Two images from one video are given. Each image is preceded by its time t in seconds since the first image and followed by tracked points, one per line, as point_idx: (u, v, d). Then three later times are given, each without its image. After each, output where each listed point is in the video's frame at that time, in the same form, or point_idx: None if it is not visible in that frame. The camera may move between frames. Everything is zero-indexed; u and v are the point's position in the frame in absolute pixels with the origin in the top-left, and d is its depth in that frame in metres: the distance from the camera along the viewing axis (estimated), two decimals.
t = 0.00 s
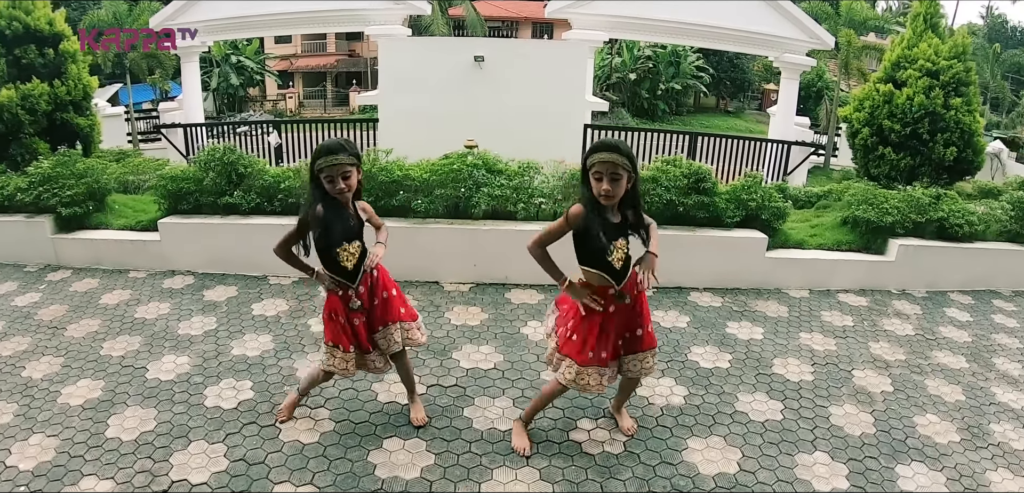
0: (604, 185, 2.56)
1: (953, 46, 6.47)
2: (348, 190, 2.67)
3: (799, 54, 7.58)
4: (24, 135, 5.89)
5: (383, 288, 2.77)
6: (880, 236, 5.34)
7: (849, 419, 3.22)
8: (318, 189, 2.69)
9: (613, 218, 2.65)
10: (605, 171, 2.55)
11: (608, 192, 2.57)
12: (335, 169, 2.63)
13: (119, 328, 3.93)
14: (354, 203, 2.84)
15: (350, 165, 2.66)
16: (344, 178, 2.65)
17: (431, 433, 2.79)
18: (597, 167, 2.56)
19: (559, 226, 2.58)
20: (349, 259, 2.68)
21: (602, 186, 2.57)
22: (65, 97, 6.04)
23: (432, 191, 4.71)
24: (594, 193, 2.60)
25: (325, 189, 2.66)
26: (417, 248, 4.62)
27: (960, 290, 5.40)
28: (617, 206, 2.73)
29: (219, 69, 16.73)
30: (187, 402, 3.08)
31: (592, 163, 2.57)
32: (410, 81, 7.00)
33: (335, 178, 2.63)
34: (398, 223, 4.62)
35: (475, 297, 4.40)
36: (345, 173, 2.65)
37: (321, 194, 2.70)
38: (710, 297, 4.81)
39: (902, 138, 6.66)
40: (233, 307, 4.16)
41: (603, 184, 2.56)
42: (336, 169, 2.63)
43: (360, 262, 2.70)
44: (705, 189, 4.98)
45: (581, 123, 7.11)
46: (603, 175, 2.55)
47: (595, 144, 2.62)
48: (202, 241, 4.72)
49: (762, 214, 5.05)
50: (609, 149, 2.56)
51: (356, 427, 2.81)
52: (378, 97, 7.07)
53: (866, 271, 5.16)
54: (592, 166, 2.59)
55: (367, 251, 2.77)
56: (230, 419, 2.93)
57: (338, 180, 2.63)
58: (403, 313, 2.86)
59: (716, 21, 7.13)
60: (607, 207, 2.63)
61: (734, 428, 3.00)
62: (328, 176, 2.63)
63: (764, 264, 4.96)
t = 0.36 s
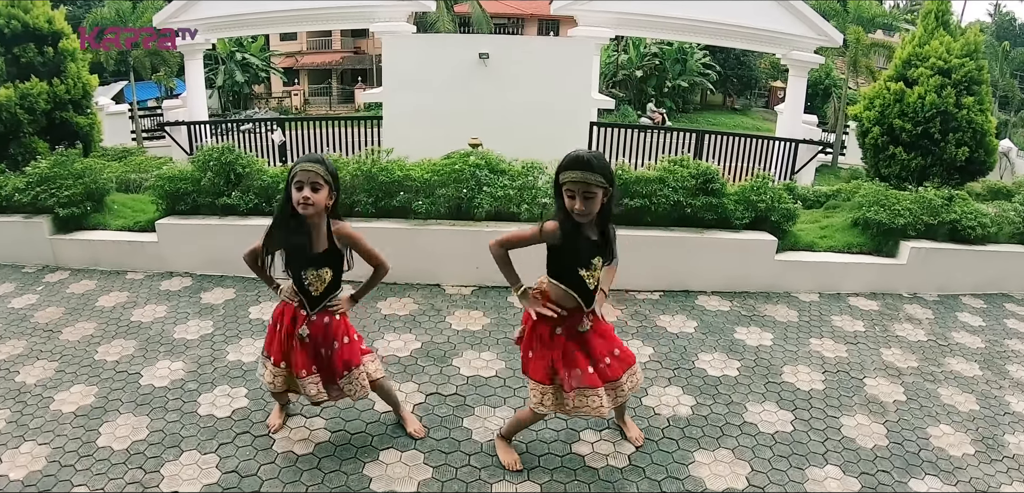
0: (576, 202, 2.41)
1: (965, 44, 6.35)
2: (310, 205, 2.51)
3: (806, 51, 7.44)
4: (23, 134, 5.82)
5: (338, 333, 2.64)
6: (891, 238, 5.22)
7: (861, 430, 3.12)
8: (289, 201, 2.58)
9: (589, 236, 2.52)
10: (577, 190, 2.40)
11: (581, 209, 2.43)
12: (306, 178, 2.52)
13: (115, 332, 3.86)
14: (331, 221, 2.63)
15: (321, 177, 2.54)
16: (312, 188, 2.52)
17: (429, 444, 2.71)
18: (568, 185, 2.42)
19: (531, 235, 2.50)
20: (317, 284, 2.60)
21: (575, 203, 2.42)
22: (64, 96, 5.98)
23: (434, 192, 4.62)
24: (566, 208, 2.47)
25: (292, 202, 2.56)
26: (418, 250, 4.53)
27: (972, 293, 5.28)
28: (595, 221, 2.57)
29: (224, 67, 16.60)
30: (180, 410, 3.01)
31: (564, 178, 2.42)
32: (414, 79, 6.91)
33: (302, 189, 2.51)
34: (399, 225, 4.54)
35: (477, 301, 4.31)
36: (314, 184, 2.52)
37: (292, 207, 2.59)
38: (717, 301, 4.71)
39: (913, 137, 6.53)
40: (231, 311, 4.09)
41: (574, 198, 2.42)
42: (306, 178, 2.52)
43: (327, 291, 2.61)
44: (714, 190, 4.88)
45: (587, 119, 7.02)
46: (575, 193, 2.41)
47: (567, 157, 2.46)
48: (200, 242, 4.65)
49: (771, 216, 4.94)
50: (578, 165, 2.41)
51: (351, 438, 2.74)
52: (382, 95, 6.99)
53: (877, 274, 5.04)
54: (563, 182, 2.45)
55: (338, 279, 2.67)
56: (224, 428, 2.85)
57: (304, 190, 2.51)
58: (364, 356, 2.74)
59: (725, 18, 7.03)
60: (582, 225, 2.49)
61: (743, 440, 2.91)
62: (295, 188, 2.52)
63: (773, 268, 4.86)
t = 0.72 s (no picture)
0: (586, 202, 2.33)
1: (977, 41, 6.24)
2: (310, 196, 2.44)
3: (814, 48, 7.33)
4: (24, 130, 5.77)
5: (350, 332, 2.57)
6: (903, 239, 5.11)
7: (875, 437, 3.03)
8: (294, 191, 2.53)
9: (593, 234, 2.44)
10: (589, 191, 2.31)
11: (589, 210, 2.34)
12: (306, 168, 2.46)
13: (114, 331, 3.79)
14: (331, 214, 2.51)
15: (324, 166, 2.48)
16: (315, 177, 2.45)
17: (431, 450, 2.64)
18: (579, 185, 2.33)
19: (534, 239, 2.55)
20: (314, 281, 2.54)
21: (584, 203, 2.34)
22: (66, 92, 5.92)
23: (438, 190, 4.54)
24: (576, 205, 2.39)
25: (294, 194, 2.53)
26: (421, 249, 4.45)
27: (986, 295, 5.16)
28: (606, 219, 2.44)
29: (230, 63, 16.55)
30: (177, 413, 2.94)
31: (575, 176, 2.33)
32: (419, 74, 6.81)
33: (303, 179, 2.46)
34: (402, 223, 4.46)
35: (482, 301, 4.23)
36: (316, 175, 2.45)
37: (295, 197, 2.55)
38: (727, 301, 4.61)
39: (925, 135, 6.40)
40: (231, 310, 4.02)
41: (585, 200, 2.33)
42: (309, 168, 2.46)
43: (325, 288, 2.53)
44: (723, 189, 4.78)
45: (594, 116, 6.92)
46: (586, 194, 2.32)
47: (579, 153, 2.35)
48: (200, 240, 4.59)
49: (782, 215, 4.84)
50: (592, 165, 2.30)
51: (352, 444, 2.66)
52: (387, 91, 6.90)
53: (889, 275, 4.93)
54: (575, 180, 2.35)
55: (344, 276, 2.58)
56: (221, 431, 2.78)
57: (305, 180, 2.45)
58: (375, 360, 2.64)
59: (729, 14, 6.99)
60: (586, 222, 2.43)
61: (754, 448, 2.83)
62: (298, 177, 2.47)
63: (783, 268, 4.76)
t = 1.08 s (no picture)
0: (628, 166, 2.28)
1: (989, 38, 6.13)
2: (306, 195, 2.39)
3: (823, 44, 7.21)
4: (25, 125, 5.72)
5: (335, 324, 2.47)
6: (914, 238, 5.02)
7: (886, 442, 2.95)
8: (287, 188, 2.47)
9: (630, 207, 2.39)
10: (630, 154, 2.28)
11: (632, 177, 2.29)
12: (304, 166, 2.39)
13: (114, 329, 3.75)
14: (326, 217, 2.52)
15: (322, 166, 2.42)
16: (309, 177, 2.40)
17: (435, 454, 2.58)
18: (620, 148, 2.29)
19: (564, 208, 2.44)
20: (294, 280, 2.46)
21: (625, 169, 2.29)
22: (67, 87, 5.88)
23: (443, 187, 4.48)
24: (613, 174, 2.33)
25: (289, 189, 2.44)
26: (425, 246, 4.39)
27: (997, 296, 5.07)
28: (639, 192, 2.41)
29: (235, 57, 16.51)
30: (176, 414, 2.89)
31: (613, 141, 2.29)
32: (424, 69, 6.74)
33: (300, 177, 2.40)
34: (406, 219, 4.40)
35: (486, 299, 4.17)
36: (313, 174, 2.40)
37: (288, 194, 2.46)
38: (735, 301, 4.54)
39: (935, 134, 6.30)
40: (232, 308, 3.97)
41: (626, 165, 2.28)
42: (306, 166, 2.39)
43: (303, 289, 2.46)
44: (733, 187, 4.69)
45: (600, 112, 6.85)
46: (629, 157, 2.28)
47: (614, 118, 2.34)
48: (202, 237, 4.54)
49: (792, 214, 4.75)
50: (631, 126, 2.30)
51: (353, 447, 2.61)
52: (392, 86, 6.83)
53: (899, 275, 4.85)
54: (612, 146, 2.31)
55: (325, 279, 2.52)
56: (221, 433, 2.73)
57: (301, 179, 2.39)
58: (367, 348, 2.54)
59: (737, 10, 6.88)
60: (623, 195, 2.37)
61: (763, 453, 2.76)
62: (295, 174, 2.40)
63: (793, 267, 4.68)
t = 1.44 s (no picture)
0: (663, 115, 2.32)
1: (1001, 36, 6.02)
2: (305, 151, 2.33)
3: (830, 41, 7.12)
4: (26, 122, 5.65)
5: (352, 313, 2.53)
6: (926, 239, 4.92)
7: (900, 450, 2.87)
8: (277, 145, 2.35)
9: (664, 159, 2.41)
10: (662, 101, 2.31)
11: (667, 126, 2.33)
12: (302, 122, 2.31)
13: (114, 329, 3.69)
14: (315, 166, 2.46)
15: (316, 121, 2.35)
16: (309, 134, 2.34)
17: (440, 462, 2.51)
18: (652, 99, 2.31)
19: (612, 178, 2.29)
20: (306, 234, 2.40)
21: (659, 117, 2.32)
22: (69, 83, 5.81)
23: (448, 185, 4.40)
24: (647, 124, 2.33)
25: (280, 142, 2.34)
26: (431, 246, 4.32)
27: (1009, 298, 4.96)
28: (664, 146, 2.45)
29: (238, 53, 16.43)
30: (176, 418, 2.82)
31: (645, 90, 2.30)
32: (430, 66, 6.66)
33: (296, 133, 2.31)
34: (410, 218, 4.32)
35: (491, 300, 4.10)
36: (311, 130, 2.34)
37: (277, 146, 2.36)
38: (746, 303, 4.45)
39: (946, 133, 6.19)
40: (233, 308, 3.91)
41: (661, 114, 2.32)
42: (304, 122, 2.31)
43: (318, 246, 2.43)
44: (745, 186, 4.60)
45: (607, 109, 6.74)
46: (663, 105, 2.31)
47: (631, 76, 2.37)
48: (202, 235, 4.48)
49: (803, 214, 4.66)
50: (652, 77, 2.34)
51: (357, 454, 2.54)
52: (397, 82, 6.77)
53: (912, 277, 4.75)
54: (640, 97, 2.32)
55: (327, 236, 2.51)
56: (221, 439, 2.66)
57: (300, 135, 2.31)
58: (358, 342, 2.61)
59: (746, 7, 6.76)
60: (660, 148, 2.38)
61: (777, 462, 2.68)
62: (289, 128, 2.31)
63: (805, 268, 4.59)
